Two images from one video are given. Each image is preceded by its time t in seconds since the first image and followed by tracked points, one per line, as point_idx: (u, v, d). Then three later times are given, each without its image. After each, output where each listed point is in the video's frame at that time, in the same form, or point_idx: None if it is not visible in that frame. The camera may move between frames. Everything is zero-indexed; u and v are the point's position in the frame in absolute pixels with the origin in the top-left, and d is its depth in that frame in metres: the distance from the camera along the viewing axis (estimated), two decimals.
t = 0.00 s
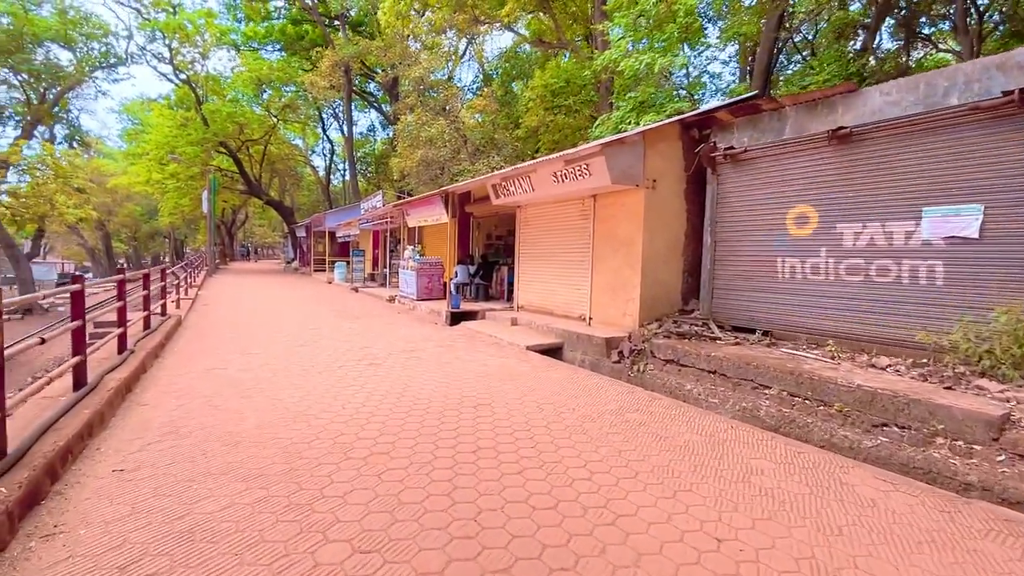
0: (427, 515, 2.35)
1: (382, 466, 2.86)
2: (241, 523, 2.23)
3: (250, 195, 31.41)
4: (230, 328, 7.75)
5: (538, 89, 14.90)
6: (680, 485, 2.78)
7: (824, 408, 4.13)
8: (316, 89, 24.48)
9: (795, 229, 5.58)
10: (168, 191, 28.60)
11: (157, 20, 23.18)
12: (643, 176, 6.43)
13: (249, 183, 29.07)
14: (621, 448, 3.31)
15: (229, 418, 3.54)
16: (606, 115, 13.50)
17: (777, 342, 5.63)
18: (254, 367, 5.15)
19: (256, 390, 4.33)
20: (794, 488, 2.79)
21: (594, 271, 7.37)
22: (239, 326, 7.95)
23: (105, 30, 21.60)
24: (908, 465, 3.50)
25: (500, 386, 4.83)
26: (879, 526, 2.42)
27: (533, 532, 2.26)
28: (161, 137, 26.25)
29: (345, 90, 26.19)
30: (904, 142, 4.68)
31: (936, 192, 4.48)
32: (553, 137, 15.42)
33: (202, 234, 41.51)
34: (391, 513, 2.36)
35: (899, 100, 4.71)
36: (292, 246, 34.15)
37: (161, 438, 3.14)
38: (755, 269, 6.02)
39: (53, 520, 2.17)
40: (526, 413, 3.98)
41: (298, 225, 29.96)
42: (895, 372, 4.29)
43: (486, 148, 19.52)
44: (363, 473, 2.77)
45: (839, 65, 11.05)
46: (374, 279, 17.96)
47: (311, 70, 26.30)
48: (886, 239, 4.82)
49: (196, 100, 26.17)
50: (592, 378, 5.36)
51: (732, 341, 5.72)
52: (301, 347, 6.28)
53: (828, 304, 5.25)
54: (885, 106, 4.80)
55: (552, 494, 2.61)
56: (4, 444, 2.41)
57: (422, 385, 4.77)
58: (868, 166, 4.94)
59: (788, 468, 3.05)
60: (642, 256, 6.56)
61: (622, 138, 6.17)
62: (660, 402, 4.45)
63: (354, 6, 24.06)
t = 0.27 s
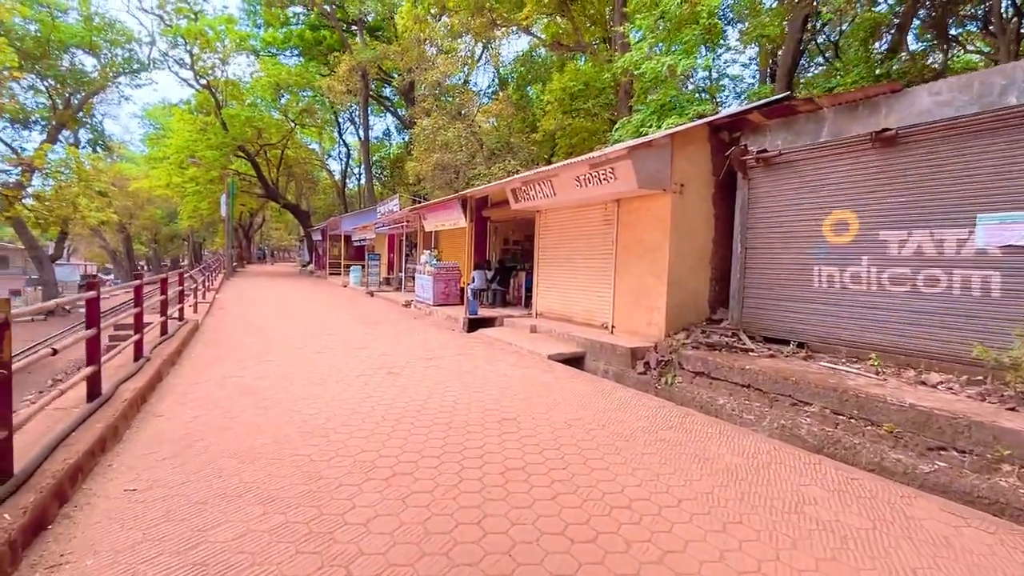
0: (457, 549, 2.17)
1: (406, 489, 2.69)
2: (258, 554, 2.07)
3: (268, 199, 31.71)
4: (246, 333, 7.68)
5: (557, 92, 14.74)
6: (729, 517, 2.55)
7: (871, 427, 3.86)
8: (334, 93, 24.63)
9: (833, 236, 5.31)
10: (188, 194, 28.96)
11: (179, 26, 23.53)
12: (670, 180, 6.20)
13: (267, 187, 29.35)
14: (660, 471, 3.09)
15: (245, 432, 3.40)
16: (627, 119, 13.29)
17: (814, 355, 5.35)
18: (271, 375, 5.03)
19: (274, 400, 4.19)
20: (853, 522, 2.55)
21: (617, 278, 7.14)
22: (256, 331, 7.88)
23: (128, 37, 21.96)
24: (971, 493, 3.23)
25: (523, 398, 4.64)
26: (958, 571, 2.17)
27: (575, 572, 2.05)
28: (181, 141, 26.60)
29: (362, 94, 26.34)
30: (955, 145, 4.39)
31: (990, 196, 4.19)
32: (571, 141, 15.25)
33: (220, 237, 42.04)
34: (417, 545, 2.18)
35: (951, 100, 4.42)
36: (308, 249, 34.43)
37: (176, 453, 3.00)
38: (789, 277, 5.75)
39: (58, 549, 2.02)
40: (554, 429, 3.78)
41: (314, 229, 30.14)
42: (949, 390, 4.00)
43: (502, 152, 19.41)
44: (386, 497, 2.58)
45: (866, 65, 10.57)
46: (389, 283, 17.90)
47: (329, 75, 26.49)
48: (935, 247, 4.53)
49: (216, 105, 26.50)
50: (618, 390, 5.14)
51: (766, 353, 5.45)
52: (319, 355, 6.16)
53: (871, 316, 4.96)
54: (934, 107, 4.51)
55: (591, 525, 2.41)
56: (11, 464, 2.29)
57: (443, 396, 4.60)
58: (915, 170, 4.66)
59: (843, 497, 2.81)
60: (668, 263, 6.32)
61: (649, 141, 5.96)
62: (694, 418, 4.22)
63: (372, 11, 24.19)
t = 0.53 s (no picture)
0: None
1: (432, 506, 2.52)
2: None
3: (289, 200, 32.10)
4: (268, 334, 7.64)
5: (578, 92, 14.53)
6: (784, 546, 2.33)
7: (929, 445, 3.57)
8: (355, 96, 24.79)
9: (879, 238, 5.00)
10: (212, 196, 29.46)
11: (206, 31, 23.95)
12: (702, 180, 5.96)
13: (288, 189, 29.70)
14: (703, 491, 2.87)
15: (265, 440, 3.28)
16: (650, 118, 13.01)
17: (858, 364, 5.05)
18: (292, 379, 4.93)
19: (294, 405, 4.09)
20: (924, 555, 2.31)
21: (645, 282, 6.91)
22: (277, 333, 7.85)
23: (157, 41, 22.42)
24: None
25: (551, 405, 4.46)
26: None
27: None
28: (207, 144, 27.07)
29: (382, 97, 26.49)
30: (1019, 141, 4.06)
31: None
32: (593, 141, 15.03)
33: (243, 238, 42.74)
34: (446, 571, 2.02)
35: (1013, 92, 4.07)
36: (328, 250, 34.74)
37: (194, 462, 2.89)
38: (830, 282, 5.45)
39: (70, 565, 1.92)
40: (585, 441, 3.59)
41: (334, 230, 30.40)
42: (1016, 405, 3.68)
43: (522, 153, 19.26)
44: (411, 515, 2.43)
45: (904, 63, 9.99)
46: (409, 285, 17.88)
47: (350, 77, 26.70)
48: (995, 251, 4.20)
49: (240, 108, 26.89)
50: (648, 398, 4.92)
51: (805, 361, 5.17)
52: (340, 357, 6.07)
53: (922, 324, 4.64)
54: (994, 101, 4.17)
55: (633, 553, 2.21)
56: (23, 473, 2.18)
57: (467, 403, 4.44)
58: (972, 168, 4.34)
59: (907, 525, 2.56)
60: (699, 266, 6.07)
61: (680, 139, 5.71)
62: (732, 431, 3.98)
63: (393, 13, 24.30)
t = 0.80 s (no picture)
0: None
1: (457, 526, 2.32)
2: None
3: (307, 203, 32.33)
4: (285, 337, 7.53)
5: (598, 91, 14.29)
6: None
7: (996, 464, 3.25)
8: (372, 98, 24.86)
9: (929, 239, 4.67)
10: (231, 199, 29.78)
11: (226, 35, 24.24)
12: (734, 178, 5.68)
13: (306, 191, 29.91)
14: (751, 513, 2.62)
15: (281, 448, 3.12)
16: (672, 117, 12.71)
17: (905, 373, 4.73)
18: (309, 382, 4.79)
19: (311, 411, 3.92)
20: None
21: (672, 285, 6.64)
22: (294, 335, 7.75)
23: (179, 46, 22.74)
24: None
25: (577, 414, 4.24)
26: None
27: None
28: (227, 147, 27.37)
29: (399, 99, 26.54)
30: None
31: None
32: (611, 142, 14.77)
33: (261, 240, 43.22)
34: None
35: None
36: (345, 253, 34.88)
37: (206, 473, 2.74)
38: (874, 285, 5.13)
39: None
40: (618, 453, 3.35)
41: (351, 232, 30.54)
42: None
43: (540, 155, 19.05)
44: (436, 537, 2.22)
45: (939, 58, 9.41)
46: (425, 287, 17.76)
47: (367, 80, 26.81)
48: None
49: (259, 112, 27.15)
50: (679, 407, 4.66)
51: (847, 370, 4.85)
52: (357, 361, 5.92)
53: (978, 331, 4.31)
54: None
55: None
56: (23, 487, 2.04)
57: (490, 410, 4.24)
58: None
59: (990, 559, 2.28)
60: (730, 268, 5.79)
61: (710, 136, 5.46)
62: (775, 444, 3.72)
63: (411, 16, 24.32)
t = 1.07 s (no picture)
0: None
1: (478, 565, 2.11)
2: None
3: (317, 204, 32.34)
4: (294, 342, 7.37)
5: (611, 90, 14.03)
6: None
7: None
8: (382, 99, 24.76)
9: (973, 243, 4.38)
10: (242, 200, 29.85)
11: (236, 37, 24.27)
12: (761, 178, 5.42)
13: (316, 193, 29.91)
14: (801, 549, 2.38)
15: (287, 468, 2.93)
16: (687, 116, 12.44)
17: (948, 385, 4.44)
18: (318, 393, 4.61)
19: (320, 425, 3.73)
20: None
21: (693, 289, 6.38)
22: (303, 340, 7.60)
23: (190, 48, 22.79)
24: None
25: (600, 428, 4.01)
26: None
27: None
28: (237, 148, 27.43)
29: (409, 100, 26.43)
30: None
31: None
32: (624, 142, 14.51)
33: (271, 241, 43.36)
34: None
35: None
36: (354, 254, 34.87)
37: (207, 499, 2.55)
38: (911, 291, 4.84)
39: None
40: (647, 475, 3.12)
41: (360, 233, 30.50)
42: None
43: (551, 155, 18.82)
44: None
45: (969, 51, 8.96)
46: (434, 289, 17.60)
47: (377, 81, 26.74)
48: None
49: (269, 113, 27.19)
50: (707, 420, 4.42)
51: (884, 381, 4.58)
52: (368, 369, 5.73)
53: None
54: None
55: None
56: (2, 523, 1.86)
57: (507, 424, 4.03)
58: None
59: None
60: (756, 273, 5.52)
61: (737, 134, 5.20)
62: (814, 463, 3.46)
63: (420, 16, 24.19)
